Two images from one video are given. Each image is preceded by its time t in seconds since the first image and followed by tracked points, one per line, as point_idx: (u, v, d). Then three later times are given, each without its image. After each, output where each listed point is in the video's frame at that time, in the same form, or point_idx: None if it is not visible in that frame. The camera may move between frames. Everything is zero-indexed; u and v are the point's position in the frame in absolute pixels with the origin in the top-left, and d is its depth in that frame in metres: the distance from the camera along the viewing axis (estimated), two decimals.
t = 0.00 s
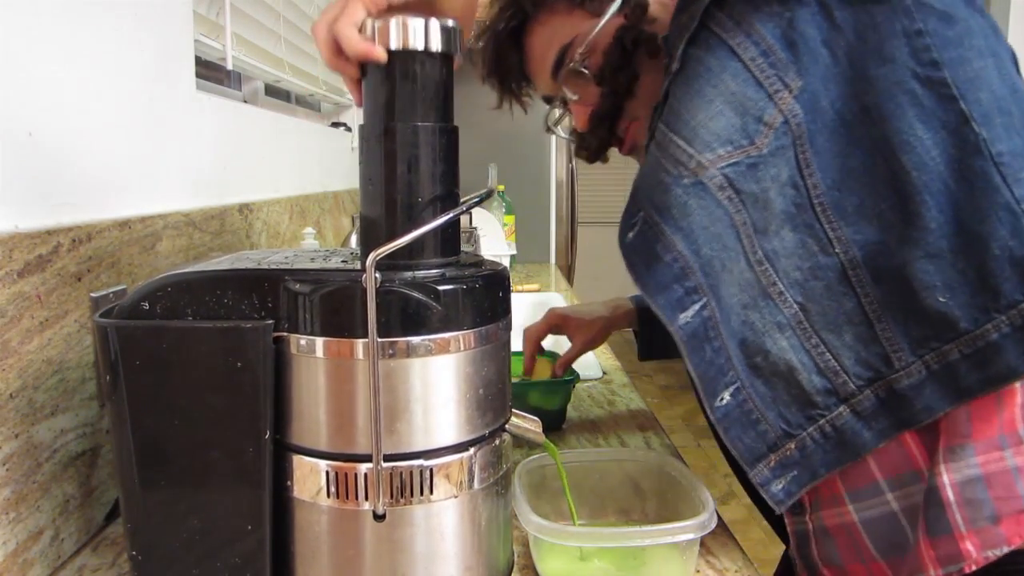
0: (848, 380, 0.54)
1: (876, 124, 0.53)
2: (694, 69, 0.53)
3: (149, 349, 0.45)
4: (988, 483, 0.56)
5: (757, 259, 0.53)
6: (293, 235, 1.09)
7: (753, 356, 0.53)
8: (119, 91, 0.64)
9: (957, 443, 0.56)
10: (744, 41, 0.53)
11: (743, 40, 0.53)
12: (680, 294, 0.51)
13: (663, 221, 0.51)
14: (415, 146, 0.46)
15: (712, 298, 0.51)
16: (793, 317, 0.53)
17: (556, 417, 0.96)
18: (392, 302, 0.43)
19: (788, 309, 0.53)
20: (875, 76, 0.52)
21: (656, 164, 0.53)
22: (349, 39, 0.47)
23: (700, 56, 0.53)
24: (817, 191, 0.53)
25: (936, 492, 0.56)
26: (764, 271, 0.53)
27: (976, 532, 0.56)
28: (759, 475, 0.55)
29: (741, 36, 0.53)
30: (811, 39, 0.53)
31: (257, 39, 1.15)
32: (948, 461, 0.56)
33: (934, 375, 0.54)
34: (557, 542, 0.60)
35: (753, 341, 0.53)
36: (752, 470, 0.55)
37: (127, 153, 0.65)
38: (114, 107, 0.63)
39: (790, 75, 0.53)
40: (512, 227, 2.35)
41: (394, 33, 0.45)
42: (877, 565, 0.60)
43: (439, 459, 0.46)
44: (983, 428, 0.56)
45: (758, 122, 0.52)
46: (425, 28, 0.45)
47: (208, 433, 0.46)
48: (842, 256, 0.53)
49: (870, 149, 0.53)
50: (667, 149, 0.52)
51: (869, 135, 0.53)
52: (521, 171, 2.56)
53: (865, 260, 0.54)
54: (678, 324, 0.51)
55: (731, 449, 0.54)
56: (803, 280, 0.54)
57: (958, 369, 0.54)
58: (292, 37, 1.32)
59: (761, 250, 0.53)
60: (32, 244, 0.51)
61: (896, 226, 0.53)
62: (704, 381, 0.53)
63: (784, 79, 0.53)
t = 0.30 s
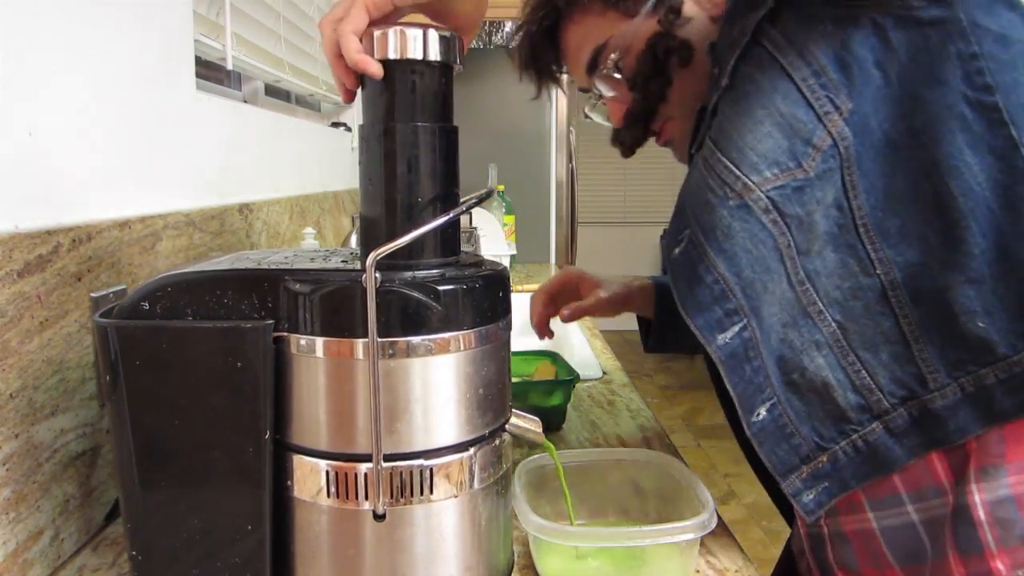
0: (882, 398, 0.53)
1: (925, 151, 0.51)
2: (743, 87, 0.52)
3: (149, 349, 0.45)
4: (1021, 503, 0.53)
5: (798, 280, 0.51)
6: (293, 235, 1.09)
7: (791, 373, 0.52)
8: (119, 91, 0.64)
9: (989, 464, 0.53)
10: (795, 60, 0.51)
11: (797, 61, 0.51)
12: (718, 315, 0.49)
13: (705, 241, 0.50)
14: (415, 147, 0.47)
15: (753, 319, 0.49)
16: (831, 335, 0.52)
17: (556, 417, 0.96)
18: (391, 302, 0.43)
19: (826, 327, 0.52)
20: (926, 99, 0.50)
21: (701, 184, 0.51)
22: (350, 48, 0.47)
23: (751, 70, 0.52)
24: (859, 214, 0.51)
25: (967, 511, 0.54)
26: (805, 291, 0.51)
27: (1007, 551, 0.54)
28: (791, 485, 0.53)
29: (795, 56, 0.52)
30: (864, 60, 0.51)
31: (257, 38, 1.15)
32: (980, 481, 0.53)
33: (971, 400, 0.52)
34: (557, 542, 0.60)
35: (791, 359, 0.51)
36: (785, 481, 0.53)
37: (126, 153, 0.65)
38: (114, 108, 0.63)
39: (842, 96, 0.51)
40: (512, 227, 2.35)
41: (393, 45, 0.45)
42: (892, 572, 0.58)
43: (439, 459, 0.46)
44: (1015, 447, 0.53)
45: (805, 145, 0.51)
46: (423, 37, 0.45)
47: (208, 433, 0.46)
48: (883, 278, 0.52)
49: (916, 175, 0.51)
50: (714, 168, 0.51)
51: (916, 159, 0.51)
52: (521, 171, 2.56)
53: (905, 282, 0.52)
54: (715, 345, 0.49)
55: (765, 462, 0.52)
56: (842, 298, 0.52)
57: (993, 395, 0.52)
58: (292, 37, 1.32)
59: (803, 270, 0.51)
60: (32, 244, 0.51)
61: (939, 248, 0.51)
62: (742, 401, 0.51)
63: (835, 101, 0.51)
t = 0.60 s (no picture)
0: (946, 426, 0.51)
1: (981, 173, 0.50)
2: (795, 108, 0.52)
3: (149, 350, 0.45)
4: None
5: (853, 304, 0.51)
6: (293, 235, 1.09)
7: (849, 402, 0.52)
8: (119, 92, 0.64)
9: None
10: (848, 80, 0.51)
11: (852, 84, 0.51)
12: (772, 340, 0.51)
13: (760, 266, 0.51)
14: (415, 148, 0.47)
15: (808, 345, 0.51)
16: (891, 361, 0.51)
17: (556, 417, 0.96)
18: (392, 302, 0.43)
19: (885, 354, 0.51)
20: (982, 124, 0.50)
21: (756, 210, 0.52)
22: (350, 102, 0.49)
23: (802, 93, 0.52)
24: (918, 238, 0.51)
25: (1012, 527, 0.55)
26: (861, 316, 0.51)
27: None
28: (854, 516, 0.53)
29: (848, 78, 0.51)
30: (919, 84, 0.51)
31: (257, 39, 1.15)
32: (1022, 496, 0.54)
33: None
34: (556, 542, 0.60)
35: (847, 385, 0.51)
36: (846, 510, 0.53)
37: (127, 153, 0.65)
38: (114, 108, 0.63)
39: (896, 121, 0.51)
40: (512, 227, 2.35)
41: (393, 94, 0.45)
42: None
43: (439, 459, 0.46)
44: None
45: (860, 169, 0.51)
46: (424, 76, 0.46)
47: (208, 433, 0.46)
48: (944, 303, 0.51)
49: (974, 197, 0.50)
50: (767, 193, 0.52)
51: (976, 182, 0.50)
52: (521, 172, 2.56)
53: (968, 305, 0.51)
54: (768, 369, 0.51)
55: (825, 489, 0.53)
56: (902, 324, 0.51)
57: None
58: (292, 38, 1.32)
59: (859, 295, 0.51)
60: (32, 244, 0.51)
61: (1003, 271, 0.50)
62: (799, 428, 0.52)
63: (890, 126, 0.51)
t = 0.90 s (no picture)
0: (988, 437, 0.53)
1: (1015, 178, 0.51)
2: (824, 117, 0.53)
3: (149, 350, 0.45)
4: None
5: (893, 317, 0.52)
6: (293, 235, 1.09)
7: (891, 417, 0.54)
8: (119, 92, 0.64)
9: None
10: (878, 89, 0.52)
11: (882, 93, 0.52)
12: (808, 352, 0.54)
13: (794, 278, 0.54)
14: (415, 148, 0.47)
15: (846, 357, 0.53)
16: (932, 375, 0.52)
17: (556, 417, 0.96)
18: (391, 302, 0.43)
19: (926, 367, 0.52)
20: (1010, 133, 0.51)
21: (788, 221, 0.54)
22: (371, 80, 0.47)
23: (834, 104, 0.53)
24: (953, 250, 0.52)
25: None
26: (900, 329, 0.52)
27: None
28: (900, 538, 0.55)
29: (879, 90, 0.52)
30: (945, 95, 0.51)
31: (257, 38, 1.15)
32: None
33: None
34: (557, 542, 0.60)
35: (890, 402, 0.53)
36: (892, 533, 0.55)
37: (126, 153, 0.65)
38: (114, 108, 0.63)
39: (926, 130, 0.51)
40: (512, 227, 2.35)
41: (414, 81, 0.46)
42: None
43: (439, 459, 0.46)
44: None
45: (892, 178, 0.51)
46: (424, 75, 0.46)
47: (209, 433, 0.47)
48: (982, 312, 0.52)
49: (1006, 206, 0.52)
50: (800, 204, 0.53)
51: (1009, 190, 0.51)
52: (522, 172, 2.56)
53: (1005, 315, 0.52)
54: (804, 381, 0.54)
55: (870, 510, 0.55)
56: (941, 336, 0.52)
57: None
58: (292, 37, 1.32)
59: (897, 307, 0.52)
60: (32, 245, 0.51)
61: None
62: (841, 444, 0.54)
63: (920, 135, 0.51)
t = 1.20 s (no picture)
0: (989, 436, 0.54)
1: (1014, 182, 0.52)
2: (827, 118, 0.54)
3: (148, 349, 0.45)
4: None
5: (894, 317, 0.53)
6: (293, 235, 1.09)
7: (893, 416, 0.55)
8: (119, 91, 0.64)
9: None
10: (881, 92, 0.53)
11: (884, 96, 0.53)
12: (815, 352, 0.54)
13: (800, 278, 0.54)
14: (415, 146, 0.47)
15: (852, 357, 0.53)
16: (933, 374, 0.54)
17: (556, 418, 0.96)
18: (392, 301, 0.43)
19: (928, 366, 0.54)
20: (1006, 137, 0.51)
21: (793, 222, 0.54)
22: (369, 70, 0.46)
23: (836, 106, 0.54)
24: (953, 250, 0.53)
25: None
26: (902, 329, 0.53)
27: None
28: (901, 535, 0.56)
29: (882, 92, 0.53)
30: (944, 99, 0.52)
31: (257, 38, 1.15)
32: None
33: None
34: (557, 542, 0.60)
35: (892, 401, 0.55)
36: (893, 530, 0.56)
37: (126, 153, 0.65)
38: (114, 108, 0.63)
39: (927, 132, 0.52)
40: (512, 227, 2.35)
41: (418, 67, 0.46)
42: None
43: (439, 459, 0.46)
44: None
45: (895, 179, 0.52)
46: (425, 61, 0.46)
47: (209, 433, 0.47)
48: (981, 312, 0.53)
49: (1004, 208, 0.53)
50: (804, 203, 0.54)
51: (1007, 192, 0.52)
52: (522, 172, 2.56)
53: (1004, 315, 0.53)
54: (812, 381, 0.54)
55: (873, 508, 0.56)
56: (942, 336, 0.54)
57: None
58: (292, 37, 1.32)
59: (899, 308, 0.53)
60: (32, 244, 0.51)
61: None
62: (846, 443, 0.55)
63: (921, 137, 0.52)
